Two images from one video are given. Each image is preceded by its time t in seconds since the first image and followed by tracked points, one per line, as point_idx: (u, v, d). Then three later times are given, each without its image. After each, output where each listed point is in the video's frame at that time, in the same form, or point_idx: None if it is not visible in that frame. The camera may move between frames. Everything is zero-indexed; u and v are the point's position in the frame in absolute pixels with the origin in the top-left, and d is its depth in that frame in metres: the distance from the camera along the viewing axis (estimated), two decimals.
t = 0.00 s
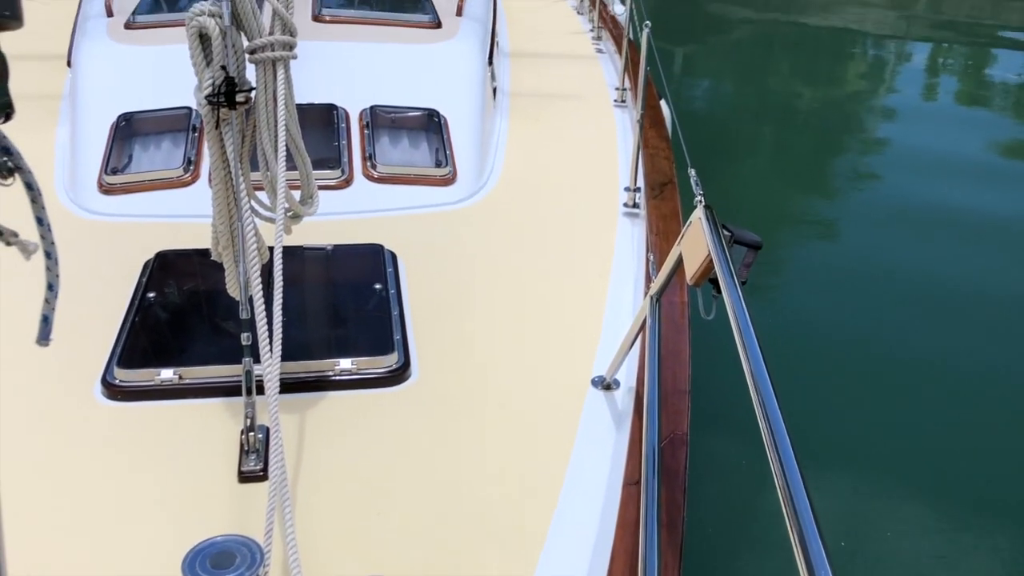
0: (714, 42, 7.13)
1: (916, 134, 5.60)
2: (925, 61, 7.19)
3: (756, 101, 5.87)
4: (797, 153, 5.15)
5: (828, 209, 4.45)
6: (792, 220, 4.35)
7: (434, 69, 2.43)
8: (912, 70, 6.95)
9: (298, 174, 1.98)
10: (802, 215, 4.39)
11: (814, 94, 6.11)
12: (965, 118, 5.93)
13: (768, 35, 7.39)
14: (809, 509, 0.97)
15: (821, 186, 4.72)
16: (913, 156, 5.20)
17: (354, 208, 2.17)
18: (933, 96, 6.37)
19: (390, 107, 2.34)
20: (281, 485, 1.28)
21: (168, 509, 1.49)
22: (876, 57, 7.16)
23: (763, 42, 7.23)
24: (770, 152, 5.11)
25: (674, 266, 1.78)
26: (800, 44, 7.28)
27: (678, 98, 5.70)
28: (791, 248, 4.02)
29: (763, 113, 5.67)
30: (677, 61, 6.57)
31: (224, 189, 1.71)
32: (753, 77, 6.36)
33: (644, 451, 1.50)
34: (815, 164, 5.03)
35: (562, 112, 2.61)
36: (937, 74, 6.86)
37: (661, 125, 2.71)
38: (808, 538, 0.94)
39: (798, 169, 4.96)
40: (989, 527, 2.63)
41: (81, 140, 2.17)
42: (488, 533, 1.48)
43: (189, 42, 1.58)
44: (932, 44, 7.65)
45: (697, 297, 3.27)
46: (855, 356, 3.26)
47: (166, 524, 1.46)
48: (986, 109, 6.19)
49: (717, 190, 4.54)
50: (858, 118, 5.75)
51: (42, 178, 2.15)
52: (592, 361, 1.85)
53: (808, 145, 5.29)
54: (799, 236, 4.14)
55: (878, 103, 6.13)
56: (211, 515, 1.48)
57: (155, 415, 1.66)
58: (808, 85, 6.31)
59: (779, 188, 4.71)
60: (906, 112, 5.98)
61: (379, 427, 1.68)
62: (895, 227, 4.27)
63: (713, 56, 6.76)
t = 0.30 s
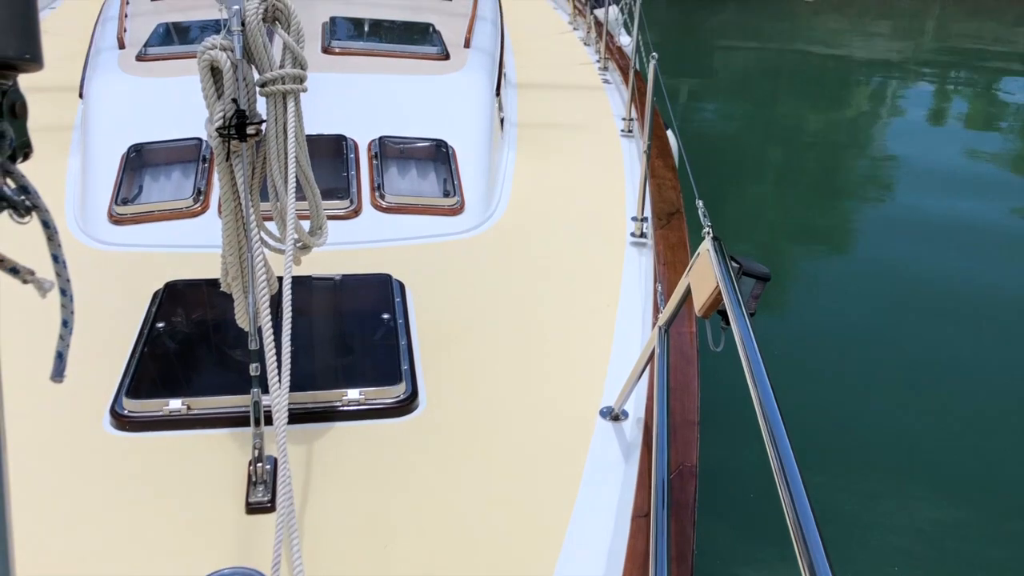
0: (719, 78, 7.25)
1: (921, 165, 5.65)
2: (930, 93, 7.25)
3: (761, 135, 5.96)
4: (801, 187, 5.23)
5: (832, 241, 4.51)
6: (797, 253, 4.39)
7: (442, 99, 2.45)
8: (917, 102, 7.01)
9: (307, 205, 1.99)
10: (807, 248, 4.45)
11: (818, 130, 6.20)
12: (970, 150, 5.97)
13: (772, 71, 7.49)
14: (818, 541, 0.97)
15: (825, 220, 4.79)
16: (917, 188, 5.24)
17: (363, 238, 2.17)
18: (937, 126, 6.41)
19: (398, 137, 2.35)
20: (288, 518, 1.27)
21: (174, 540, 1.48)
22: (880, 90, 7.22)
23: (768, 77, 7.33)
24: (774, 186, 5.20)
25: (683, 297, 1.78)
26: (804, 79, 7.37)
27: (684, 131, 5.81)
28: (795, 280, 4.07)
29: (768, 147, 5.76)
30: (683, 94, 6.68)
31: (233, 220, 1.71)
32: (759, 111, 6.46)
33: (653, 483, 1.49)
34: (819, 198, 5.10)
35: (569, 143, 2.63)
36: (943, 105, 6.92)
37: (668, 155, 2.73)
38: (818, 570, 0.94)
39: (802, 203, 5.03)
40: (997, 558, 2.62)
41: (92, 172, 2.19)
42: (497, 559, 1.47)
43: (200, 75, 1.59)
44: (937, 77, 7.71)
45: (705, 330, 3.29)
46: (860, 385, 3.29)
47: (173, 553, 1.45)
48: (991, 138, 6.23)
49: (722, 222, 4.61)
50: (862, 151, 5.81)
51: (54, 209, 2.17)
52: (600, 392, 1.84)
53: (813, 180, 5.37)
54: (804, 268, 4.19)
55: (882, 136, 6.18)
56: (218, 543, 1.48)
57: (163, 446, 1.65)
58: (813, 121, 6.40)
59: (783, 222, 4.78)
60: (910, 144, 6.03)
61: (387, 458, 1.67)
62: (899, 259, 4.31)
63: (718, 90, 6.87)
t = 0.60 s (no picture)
0: (725, 113, 7.33)
1: (926, 203, 5.70)
2: (936, 128, 7.33)
3: (767, 173, 6.03)
4: (806, 223, 5.29)
5: (837, 275, 4.55)
6: (803, 289, 4.43)
7: (450, 134, 2.47)
8: (923, 137, 7.08)
9: (316, 240, 2.01)
10: (812, 283, 4.50)
11: (824, 166, 6.27)
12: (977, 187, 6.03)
13: (779, 108, 7.58)
14: None
15: (830, 256, 4.84)
16: (923, 228, 5.29)
17: (371, 273, 2.18)
18: (941, 162, 6.46)
19: (407, 173, 2.37)
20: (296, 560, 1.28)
21: None
22: (884, 125, 7.30)
23: (774, 113, 7.42)
24: (780, 221, 5.26)
25: (691, 334, 1.78)
26: (810, 114, 7.45)
27: (691, 165, 5.89)
28: (801, 317, 4.12)
29: (774, 184, 5.83)
30: (689, 128, 6.76)
31: (244, 257, 1.72)
32: (765, 148, 6.53)
33: (664, 522, 1.48)
34: (824, 234, 5.16)
35: (576, 177, 2.65)
36: (950, 141, 6.99)
37: (675, 190, 2.75)
38: None
39: (808, 239, 5.09)
40: None
41: (104, 208, 2.20)
42: None
43: (212, 115, 1.61)
44: (944, 113, 7.79)
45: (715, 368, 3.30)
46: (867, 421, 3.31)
47: None
48: (996, 176, 6.27)
49: (728, 257, 4.67)
50: (867, 189, 5.87)
51: (65, 245, 2.18)
52: (610, 427, 1.83)
53: (819, 216, 5.43)
54: (809, 303, 4.24)
55: (887, 174, 6.25)
56: None
57: (171, 483, 1.65)
58: (818, 157, 6.46)
59: (789, 257, 4.84)
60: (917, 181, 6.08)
61: (396, 495, 1.66)
62: (903, 299, 4.37)
63: (725, 124, 6.95)
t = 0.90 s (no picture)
0: (733, 148, 7.41)
1: (935, 235, 5.69)
2: (943, 159, 7.37)
3: (775, 206, 6.08)
4: (815, 256, 5.31)
5: (846, 308, 4.56)
6: (813, 322, 4.44)
7: (460, 170, 2.49)
8: (929, 168, 7.12)
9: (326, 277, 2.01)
10: (820, 315, 4.51)
11: (832, 199, 6.30)
12: (985, 217, 6.04)
13: (785, 141, 7.65)
14: None
15: (839, 287, 4.85)
16: (932, 257, 5.28)
17: (381, 309, 2.19)
18: (950, 196, 6.45)
19: (417, 209, 2.38)
20: None
21: None
22: (891, 156, 7.33)
23: (780, 146, 7.49)
24: (788, 254, 5.29)
25: (702, 371, 1.77)
26: (816, 147, 7.50)
27: (699, 200, 5.95)
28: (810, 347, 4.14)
29: (782, 217, 5.88)
30: (697, 163, 6.83)
31: (254, 294, 1.71)
32: (773, 181, 6.59)
33: (677, 562, 1.47)
34: (833, 265, 5.17)
35: (585, 212, 2.66)
36: (956, 172, 7.03)
37: (683, 225, 2.76)
38: None
39: (816, 270, 5.11)
40: None
41: (115, 245, 2.22)
42: None
43: (224, 154, 1.61)
44: (950, 144, 7.84)
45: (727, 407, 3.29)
46: (878, 457, 3.31)
47: None
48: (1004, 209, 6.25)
49: (735, 289, 4.72)
50: (876, 220, 5.88)
51: (77, 282, 2.20)
52: (621, 464, 1.82)
53: (828, 248, 5.44)
54: (820, 334, 4.27)
55: (895, 204, 6.27)
56: None
57: (180, 522, 1.63)
58: (826, 190, 6.49)
59: (797, 288, 4.86)
60: (925, 214, 6.09)
61: (406, 532, 1.64)
62: (914, 330, 4.36)
63: (732, 159, 7.02)
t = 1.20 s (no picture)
0: (741, 176, 7.44)
1: (945, 260, 5.66)
2: (952, 185, 7.38)
3: (784, 234, 6.08)
4: (825, 283, 5.30)
5: (856, 337, 4.55)
6: (823, 350, 4.43)
7: (469, 201, 2.50)
8: (938, 195, 7.12)
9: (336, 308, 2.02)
10: (830, 343, 4.50)
11: (841, 226, 6.28)
12: (996, 243, 6.02)
13: (794, 169, 7.67)
14: None
15: (848, 315, 4.84)
16: (943, 283, 5.26)
17: (391, 340, 2.19)
18: (960, 223, 6.42)
19: (426, 240, 2.39)
20: None
21: None
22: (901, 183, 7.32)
23: (789, 175, 7.52)
24: (798, 282, 5.28)
25: (713, 403, 1.77)
26: (825, 176, 7.52)
27: (708, 229, 5.97)
28: (821, 377, 4.12)
29: (791, 245, 5.88)
30: (706, 193, 6.86)
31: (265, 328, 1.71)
32: (781, 209, 6.60)
33: None
34: (843, 292, 5.15)
35: (593, 242, 2.67)
36: (966, 198, 7.04)
37: (692, 254, 2.77)
38: None
39: (826, 299, 5.10)
40: None
41: (127, 277, 2.23)
42: None
43: (236, 189, 1.62)
44: (959, 171, 7.84)
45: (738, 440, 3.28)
46: (891, 487, 3.29)
47: None
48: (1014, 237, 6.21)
49: (745, 318, 4.72)
50: (885, 246, 5.86)
51: (88, 314, 2.21)
52: (631, 497, 1.81)
53: (838, 275, 5.43)
54: (830, 363, 4.25)
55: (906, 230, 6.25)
56: None
57: (189, 555, 1.63)
58: (835, 217, 6.48)
59: (806, 317, 4.86)
60: (936, 240, 6.06)
61: (416, 564, 1.63)
62: (925, 357, 4.33)
63: (740, 188, 7.05)
